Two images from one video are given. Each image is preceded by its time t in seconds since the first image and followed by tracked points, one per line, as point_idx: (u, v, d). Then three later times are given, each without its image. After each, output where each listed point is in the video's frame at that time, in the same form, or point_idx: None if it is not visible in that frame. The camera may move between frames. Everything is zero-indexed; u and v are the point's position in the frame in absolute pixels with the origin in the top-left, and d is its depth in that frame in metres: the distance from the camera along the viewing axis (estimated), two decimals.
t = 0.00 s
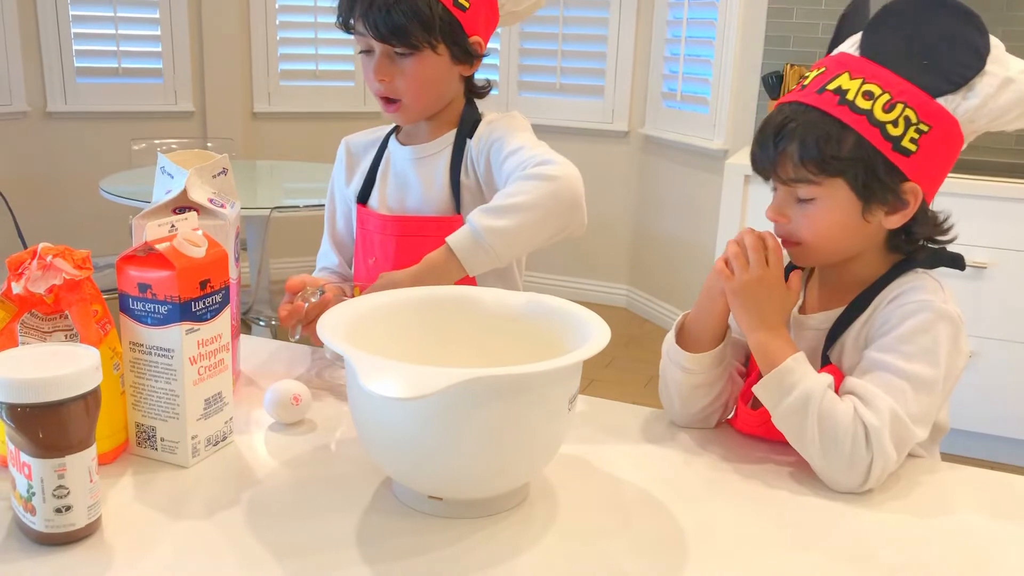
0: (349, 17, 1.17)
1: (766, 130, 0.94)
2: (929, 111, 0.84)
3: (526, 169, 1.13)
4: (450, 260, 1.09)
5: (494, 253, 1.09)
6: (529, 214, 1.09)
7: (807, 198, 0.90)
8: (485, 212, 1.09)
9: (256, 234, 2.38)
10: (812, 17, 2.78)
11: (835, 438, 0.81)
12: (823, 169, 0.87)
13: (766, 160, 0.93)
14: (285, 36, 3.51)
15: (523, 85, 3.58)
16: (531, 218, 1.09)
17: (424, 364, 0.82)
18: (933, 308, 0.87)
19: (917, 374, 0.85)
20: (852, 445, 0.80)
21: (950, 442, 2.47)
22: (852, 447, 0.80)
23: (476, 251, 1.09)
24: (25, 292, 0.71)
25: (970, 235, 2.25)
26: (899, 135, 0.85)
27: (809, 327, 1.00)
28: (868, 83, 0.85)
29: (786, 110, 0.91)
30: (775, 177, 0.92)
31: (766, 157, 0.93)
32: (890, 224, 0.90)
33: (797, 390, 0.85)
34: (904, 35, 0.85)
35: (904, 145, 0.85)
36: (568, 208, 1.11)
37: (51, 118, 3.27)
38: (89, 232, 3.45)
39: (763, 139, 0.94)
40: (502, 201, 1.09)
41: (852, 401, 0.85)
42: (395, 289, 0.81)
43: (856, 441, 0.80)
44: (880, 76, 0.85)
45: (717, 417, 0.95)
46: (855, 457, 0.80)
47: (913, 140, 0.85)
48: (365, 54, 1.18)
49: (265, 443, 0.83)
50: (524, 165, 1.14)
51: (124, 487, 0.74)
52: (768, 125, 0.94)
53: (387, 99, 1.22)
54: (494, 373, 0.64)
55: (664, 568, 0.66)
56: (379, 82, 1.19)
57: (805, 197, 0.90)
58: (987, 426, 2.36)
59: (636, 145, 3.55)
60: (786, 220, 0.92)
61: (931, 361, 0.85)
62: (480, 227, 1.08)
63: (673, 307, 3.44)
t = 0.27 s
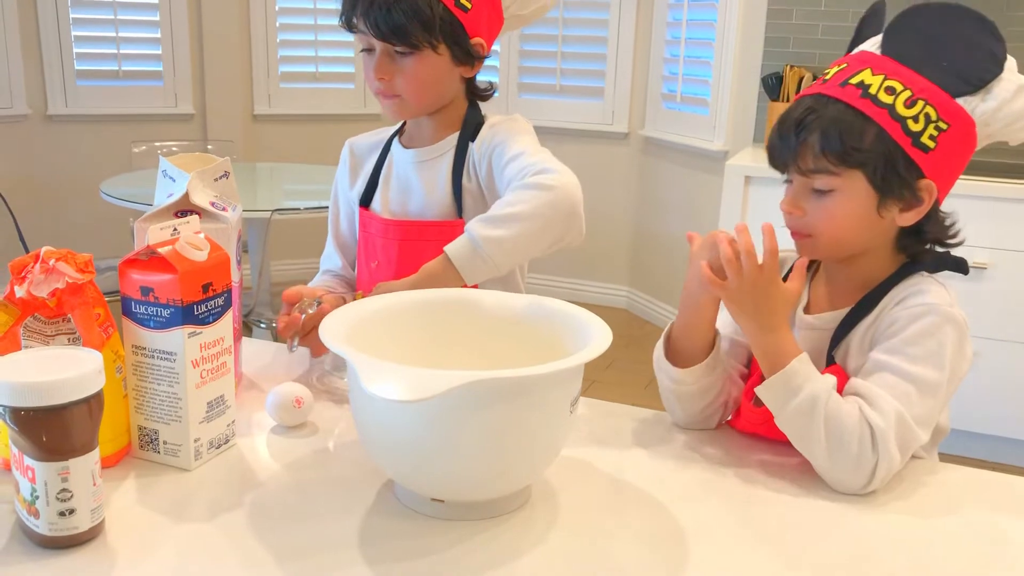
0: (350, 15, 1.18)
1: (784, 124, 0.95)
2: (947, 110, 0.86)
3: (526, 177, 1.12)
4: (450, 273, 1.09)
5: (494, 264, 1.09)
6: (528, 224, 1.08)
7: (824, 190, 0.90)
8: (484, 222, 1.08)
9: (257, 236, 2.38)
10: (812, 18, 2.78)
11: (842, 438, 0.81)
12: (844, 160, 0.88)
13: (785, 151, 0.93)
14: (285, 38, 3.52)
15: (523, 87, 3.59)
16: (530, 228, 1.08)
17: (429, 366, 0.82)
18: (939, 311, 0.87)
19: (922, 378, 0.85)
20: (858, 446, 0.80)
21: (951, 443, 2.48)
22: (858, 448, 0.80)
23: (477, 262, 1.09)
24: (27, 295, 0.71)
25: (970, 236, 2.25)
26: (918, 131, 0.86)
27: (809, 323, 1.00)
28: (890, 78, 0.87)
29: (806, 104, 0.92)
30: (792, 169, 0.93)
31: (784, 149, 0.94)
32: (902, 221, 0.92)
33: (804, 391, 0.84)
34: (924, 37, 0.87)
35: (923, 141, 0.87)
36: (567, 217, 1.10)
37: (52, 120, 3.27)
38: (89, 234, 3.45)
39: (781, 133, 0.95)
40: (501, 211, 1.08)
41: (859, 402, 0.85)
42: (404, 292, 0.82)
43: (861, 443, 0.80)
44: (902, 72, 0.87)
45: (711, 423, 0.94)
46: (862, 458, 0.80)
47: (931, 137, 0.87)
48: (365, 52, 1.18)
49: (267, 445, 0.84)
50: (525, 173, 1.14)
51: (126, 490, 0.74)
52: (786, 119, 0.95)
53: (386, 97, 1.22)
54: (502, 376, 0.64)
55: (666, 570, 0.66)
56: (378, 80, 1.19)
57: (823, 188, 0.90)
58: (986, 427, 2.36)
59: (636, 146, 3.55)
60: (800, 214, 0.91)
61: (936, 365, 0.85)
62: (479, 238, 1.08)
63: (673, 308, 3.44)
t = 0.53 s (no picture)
0: (348, 25, 1.19)
1: (790, 125, 0.95)
2: (954, 116, 0.87)
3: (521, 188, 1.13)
4: (444, 284, 1.08)
5: (488, 275, 1.08)
6: (522, 235, 1.08)
7: (830, 193, 0.90)
8: (479, 233, 1.08)
9: (254, 244, 2.38)
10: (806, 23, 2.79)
11: (842, 445, 0.81)
12: (852, 161, 0.88)
13: (791, 151, 0.93)
14: (281, 46, 3.53)
15: (520, 95, 3.60)
16: (524, 239, 1.08)
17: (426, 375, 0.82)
18: (937, 318, 0.88)
19: (921, 385, 0.85)
20: (859, 454, 0.80)
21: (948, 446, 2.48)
22: (859, 455, 0.80)
23: (472, 273, 1.08)
24: (24, 308, 0.71)
25: (967, 240, 2.26)
26: (925, 136, 0.87)
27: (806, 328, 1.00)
28: (898, 83, 0.87)
29: (813, 106, 0.92)
30: (798, 169, 0.93)
31: (790, 150, 0.94)
32: (904, 226, 0.92)
33: (806, 397, 0.83)
34: (930, 46, 0.88)
35: (930, 146, 0.87)
36: (559, 227, 1.10)
37: (49, 131, 3.27)
38: (86, 244, 3.45)
39: (787, 133, 0.95)
40: (496, 222, 1.08)
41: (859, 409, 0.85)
42: (403, 301, 0.82)
43: (862, 450, 0.81)
44: (911, 79, 0.87)
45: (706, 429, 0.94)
46: (862, 466, 0.80)
47: (937, 142, 0.87)
48: (362, 60, 1.19)
49: (265, 456, 0.84)
50: (521, 183, 1.14)
51: (123, 502, 0.74)
52: (792, 120, 0.95)
53: (383, 106, 1.23)
54: (503, 387, 0.64)
55: None
56: (374, 88, 1.20)
57: (828, 191, 0.90)
58: (984, 431, 2.36)
59: (633, 152, 3.56)
60: (804, 214, 0.91)
61: (934, 372, 0.86)
62: (474, 248, 1.07)
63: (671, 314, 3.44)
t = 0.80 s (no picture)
0: (336, 37, 1.20)
1: (778, 132, 0.95)
2: (939, 125, 0.88)
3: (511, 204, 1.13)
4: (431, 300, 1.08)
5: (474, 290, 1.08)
6: (509, 251, 1.08)
7: (817, 200, 0.90)
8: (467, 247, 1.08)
9: (245, 259, 2.38)
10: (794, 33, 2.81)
11: (832, 452, 0.81)
12: (839, 169, 0.88)
13: (779, 159, 0.93)
14: (272, 60, 3.54)
15: (511, 106, 3.62)
16: (511, 254, 1.08)
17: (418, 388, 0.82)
18: (925, 326, 0.88)
19: (910, 393, 0.85)
20: (851, 462, 0.80)
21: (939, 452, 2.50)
22: (851, 463, 0.80)
23: (459, 287, 1.08)
24: (11, 325, 0.71)
25: (957, 247, 2.27)
26: (911, 145, 0.87)
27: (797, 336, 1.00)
28: (884, 93, 0.88)
29: (800, 114, 0.92)
30: (785, 177, 0.93)
31: (777, 157, 0.94)
32: (890, 234, 0.93)
33: (797, 407, 0.83)
34: (914, 58, 0.90)
35: (916, 154, 0.88)
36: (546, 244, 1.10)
37: (39, 147, 3.27)
38: (77, 259, 3.44)
39: (774, 140, 0.95)
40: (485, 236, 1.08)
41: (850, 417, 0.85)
42: (394, 314, 0.82)
43: (853, 459, 0.81)
44: (896, 88, 0.88)
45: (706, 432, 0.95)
46: (854, 473, 0.80)
47: (923, 150, 0.88)
48: (351, 73, 1.20)
49: (255, 470, 0.83)
50: (509, 198, 1.14)
51: (113, 518, 0.74)
52: (780, 128, 0.95)
53: (371, 118, 1.23)
54: (493, 398, 0.64)
55: None
56: (362, 101, 1.21)
57: (815, 199, 0.90)
58: (977, 437, 2.36)
59: (623, 162, 3.57)
60: (791, 222, 0.91)
61: (923, 379, 0.86)
62: (462, 263, 1.07)
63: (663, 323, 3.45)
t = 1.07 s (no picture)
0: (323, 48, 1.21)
1: (756, 144, 0.96)
2: (916, 136, 0.89)
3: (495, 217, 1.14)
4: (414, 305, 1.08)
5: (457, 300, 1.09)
6: (495, 263, 1.09)
7: (796, 209, 0.91)
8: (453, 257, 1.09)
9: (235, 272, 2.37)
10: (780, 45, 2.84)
11: (823, 460, 0.82)
12: (818, 178, 0.89)
13: (758, 170, 0.94)
14: (261, 75, 3.55)
15: (499, 119, 3.64)
16: (499, 264, 1.09)
17: (406, 400, 0.82)
18: (910, 334, 0.89)
19: (897, 400, 0.86)
20: (842, 470, 0.81)
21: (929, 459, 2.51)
22: (841, 470, 0.81)
23: (442, 295, 1.08)
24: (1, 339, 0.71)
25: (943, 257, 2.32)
26: (888, 155, 0.89)
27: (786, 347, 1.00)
28: (862, 104, 0.89)
29: (779, 126, 0.94)
30: (764, 187, 0.94)
31: (756, 167, 0.95)
32: (869, 242, 0.94)
33: (790, 413, 0.84)
34: (891, 70, 0.90)
35: (893, 164, 0.89)
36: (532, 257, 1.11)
37: (27, 162, 3.27)
38: (66, 275, 3.43)
39: (753, 152, 0.96)
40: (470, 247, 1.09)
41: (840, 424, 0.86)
42: (382, 327, 0.82)
43: (844, 466, 0.81)
44: (874, 99, 0.89)
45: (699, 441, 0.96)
46: (844, 481, 0.80)
47: (900, 161, 0.89)
48: (338, 84, 1.21)
49: (246, 483, 0.83)
50: (494, 211, 1.15)
51: (103, 532, 0.74)
52: (759, 139, 0.96)
53: (358, 129, 1.24)
54: (482, 409, 0.65)
55: None
56: (348, 111, 1.21)
57: (794, 207, 0.91)
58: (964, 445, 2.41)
59: (612, 174, 3.58)
60: (771, 231, 0.92)
61: (909, 387, 0.87)
62: (448, 272, 1.08)
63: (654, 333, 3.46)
